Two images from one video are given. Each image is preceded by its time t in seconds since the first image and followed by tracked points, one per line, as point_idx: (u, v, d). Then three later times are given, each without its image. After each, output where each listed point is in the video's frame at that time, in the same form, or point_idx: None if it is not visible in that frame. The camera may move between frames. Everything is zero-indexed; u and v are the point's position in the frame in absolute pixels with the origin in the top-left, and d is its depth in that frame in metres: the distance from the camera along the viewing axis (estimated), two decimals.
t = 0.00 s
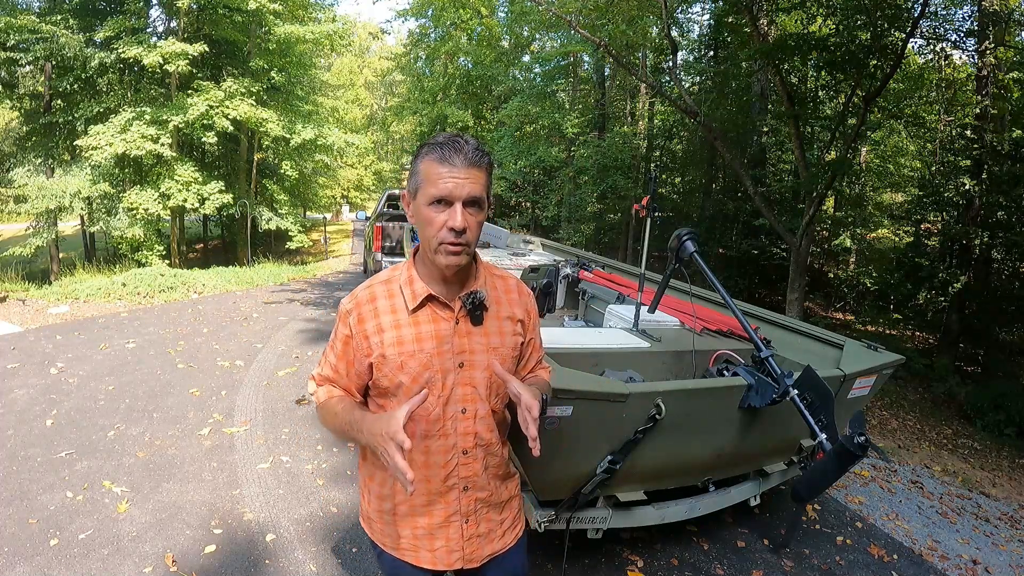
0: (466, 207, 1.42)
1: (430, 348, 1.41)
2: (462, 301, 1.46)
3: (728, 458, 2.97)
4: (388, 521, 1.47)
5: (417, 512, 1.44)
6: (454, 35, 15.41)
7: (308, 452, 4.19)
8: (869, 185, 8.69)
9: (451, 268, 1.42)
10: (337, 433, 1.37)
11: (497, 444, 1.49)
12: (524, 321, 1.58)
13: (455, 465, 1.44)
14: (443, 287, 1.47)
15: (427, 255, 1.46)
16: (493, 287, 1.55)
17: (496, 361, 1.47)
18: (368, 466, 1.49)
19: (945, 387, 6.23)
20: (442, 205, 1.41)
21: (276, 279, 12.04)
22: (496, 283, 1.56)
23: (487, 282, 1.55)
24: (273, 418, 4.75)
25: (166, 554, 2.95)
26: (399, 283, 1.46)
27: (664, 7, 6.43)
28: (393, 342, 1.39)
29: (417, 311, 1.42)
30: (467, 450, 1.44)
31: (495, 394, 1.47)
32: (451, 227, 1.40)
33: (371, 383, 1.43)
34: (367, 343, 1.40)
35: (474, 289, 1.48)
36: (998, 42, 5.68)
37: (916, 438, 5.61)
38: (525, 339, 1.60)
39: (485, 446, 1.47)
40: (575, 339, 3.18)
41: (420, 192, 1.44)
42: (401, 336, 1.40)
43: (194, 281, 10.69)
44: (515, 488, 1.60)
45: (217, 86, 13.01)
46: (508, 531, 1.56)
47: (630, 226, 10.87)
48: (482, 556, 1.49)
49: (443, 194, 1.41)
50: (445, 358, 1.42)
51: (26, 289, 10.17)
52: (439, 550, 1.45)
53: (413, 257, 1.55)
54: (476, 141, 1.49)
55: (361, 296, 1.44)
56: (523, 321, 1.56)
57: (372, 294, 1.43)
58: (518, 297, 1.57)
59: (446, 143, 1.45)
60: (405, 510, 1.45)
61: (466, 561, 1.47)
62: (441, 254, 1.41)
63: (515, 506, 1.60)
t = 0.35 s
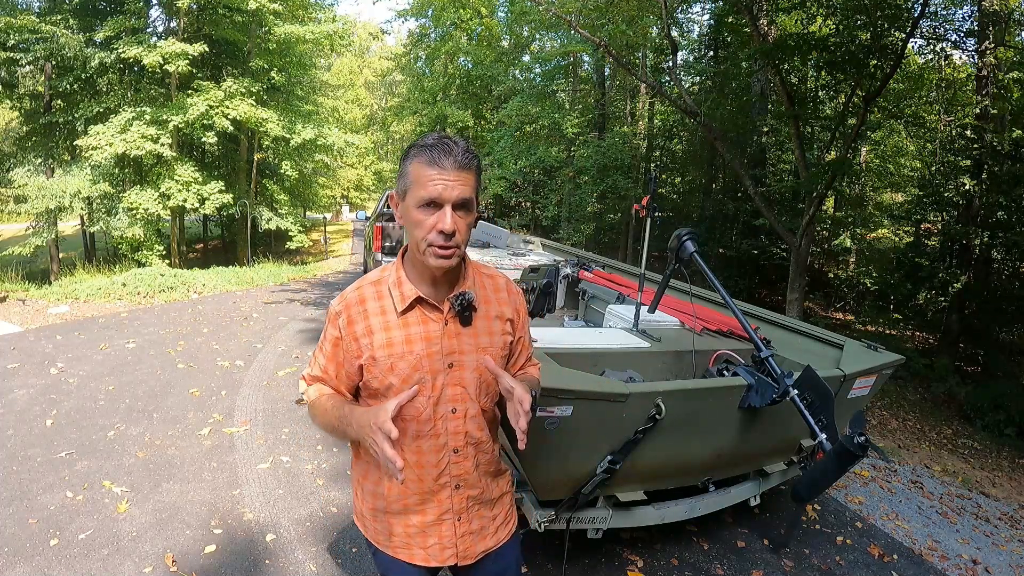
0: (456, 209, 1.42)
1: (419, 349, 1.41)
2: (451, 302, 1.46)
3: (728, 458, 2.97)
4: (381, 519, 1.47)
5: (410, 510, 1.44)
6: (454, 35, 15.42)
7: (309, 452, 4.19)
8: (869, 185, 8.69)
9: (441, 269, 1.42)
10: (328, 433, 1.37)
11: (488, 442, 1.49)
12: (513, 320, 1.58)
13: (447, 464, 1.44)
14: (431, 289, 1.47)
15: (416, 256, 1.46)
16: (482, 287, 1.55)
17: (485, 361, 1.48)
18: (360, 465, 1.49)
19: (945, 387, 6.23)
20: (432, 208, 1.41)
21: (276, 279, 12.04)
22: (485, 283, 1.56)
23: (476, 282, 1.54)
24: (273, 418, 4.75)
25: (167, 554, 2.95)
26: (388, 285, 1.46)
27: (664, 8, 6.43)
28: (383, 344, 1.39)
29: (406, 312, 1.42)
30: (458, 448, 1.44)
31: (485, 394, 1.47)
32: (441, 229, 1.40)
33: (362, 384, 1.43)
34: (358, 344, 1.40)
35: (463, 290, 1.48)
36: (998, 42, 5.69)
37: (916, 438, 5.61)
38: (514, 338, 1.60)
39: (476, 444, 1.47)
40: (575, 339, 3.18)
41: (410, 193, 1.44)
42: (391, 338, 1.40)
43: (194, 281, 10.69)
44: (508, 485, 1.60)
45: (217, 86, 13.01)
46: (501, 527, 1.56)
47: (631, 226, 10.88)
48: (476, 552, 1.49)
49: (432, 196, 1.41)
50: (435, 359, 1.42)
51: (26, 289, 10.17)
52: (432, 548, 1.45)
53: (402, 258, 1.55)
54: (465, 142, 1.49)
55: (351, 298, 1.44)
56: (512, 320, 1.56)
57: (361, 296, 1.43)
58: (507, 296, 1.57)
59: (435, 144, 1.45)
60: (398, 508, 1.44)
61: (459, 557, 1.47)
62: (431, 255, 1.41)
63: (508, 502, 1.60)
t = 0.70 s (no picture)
0: (460, 208, 1.42)
1: (418, 348, 1.41)
2: (450, 300, 1.45)
3: (728, 458, 2.97)
4: (379, 517, 1.46)
5: (409, 508, 1.44)
6: (454, 35, 15.42)
7: (309, 452, 4.19)
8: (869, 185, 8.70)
9: (443, 267, 1.42)
10: (327, 431, 1.36)
11: (486, 439, 1.49)
12: (511, 318, 1.58)
13: (445, 461, 1.44)
14: (431, 287, 1.47)
15: (418, 255, 1.46)
16: (481, 285, 1.55)
17: (484, 358, 1.48)
18: (358, 464, 1.49)
19: (945, 387, 6.22)
20: (435, 205, 1.41)
21: (276, 279, 12.05)
22: (484, 281, 1.56)
23: (475, 280, 1.55)
24: (273, 418, 4.75)
25: (167, 554, 2.95)
26: (386, 283, 1.45)
27: (664, 8, 6.43)
28: (383, 342, 1.39)
29: (405, 311, 1.42)
30: (457, 445, 1.44)
31: (484, 391, 1.48)
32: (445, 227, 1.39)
33: (360, 383, 1.43)
34: (357, 342, 1.40)
35: (462, 288, 1.48)
36: (998, 42, 5.69)
37: (916, 438, 5.61)
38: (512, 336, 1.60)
39: (475, 441, 1.47)
40: (575, 339, 3.18)
41: (413, 191, 1.44)
42: (390, 335, 1.40)
43: (194, 281, 10.69)
44: (506, 482, 1.60)
45: (217, 86, 13.01)
46: (500, 525, 1.56)
47: (630, 226, 10.87)
48: (475, 550, 1.50)
49: (436, 194, 1.41)
50: (434, 357, 1.42)
51: (26, 289, 10.17)
52: (432, 545, 1.45)
53: (402, 256, 1.54)
54: (469, 142, 1.50)
55: (349, 297, 1.43)
56: (510, 318, 1.56)
57: (360, 295, 1.42)
58: (505, 294, 1.58)
59: (438, 144, 1.45)
60: (397, 506, 1.44)
61: (458, 554, 1.47)
62: (435, 253, 1.41)
63: (506, 499, 1.60)
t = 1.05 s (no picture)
0: (465, 207, 1.43)
1: (422, 346, 1.41)
2: (453, 298, 1.46)
3: (728, 458, 2.97)
4: (380, 518, 1.46)
5: (410, 508, 1.44)
6: (454, 35, 15.42)
7: (309, 452, 4.19)
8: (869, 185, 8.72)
9: (447, 266, 1.42)
10: (329, 429, 1.35)
11: (487, 438, 1.49)
12: (511, 317, 1.58)
13: (447, 460, 1.44)
14: (434, 285, 1.46)
15: (422, 253, 1.46)
16: (483, 284, 1.55)
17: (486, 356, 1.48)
18: (359, 463, 1.49)
19: (945, 387, 6.22)
20: (441, 204, 1.41)
21: (276, 279, 12.04)
22: (485, 280, 1.57)
23: (477, 279, 1.55)
24: (273, 418, 4.75)
25: (167, 554, 2.95)
26: (389, 282, 1.45)
27: (664, 8, 6.42)
28: (386, 340, 1.39)
29: (409, 308, 1.42)
30: (459, 444, 1.44)
31: (486, 389, 1.48)
32: (450, 225, 1.40)
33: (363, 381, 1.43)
34: (360, 340, 1.40)
35: (465, 287, 1.48)
36: (998, 42, 5.69)
37: (916, 438, 5.61)
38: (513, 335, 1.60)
39: (476, 439, 1.47)
40: (575, 339, 3.18)
41: (418, 189, 1.44)
42: (394, 333, 1.40)
43: (194, 281, 10.69)
44: (506, 482, 1.60)
45: (217, 86, 13.01)
46: (500, 525, 1.56)
47: (630, 226, 10.87)
48: (475, 550, 1.50)
49: (442, 192, 1.41)
50: (437, 356, 1.42)
51: (26, 289, 10.17)
52: (433, 545, 1.45)
53: (405, 254, 1.54)
54: (473, 142, 1.50)
55: (352, 294, 1.43)
56: (511, 317, 1.57)
57: (363, 293, 1.42)
58: (506, 293, 1.58)
59: (443, 143, 1.46)
60: (398, 506, 1.44)
61: (458, 554, 1.47)
62: (439, 252, 1.41)
63: (507, 500, 1.60)
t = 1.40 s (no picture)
0: (468, 208, 1.43)
1: (424, 345, 1.41)
2: (455, 298, 1.46)
3: (728, 458, 2.97)
4: (382, 518, 1.46)
5: (412, 508, 1.44)
6: (454, 35, 15.42)
7: (309, 452, 4.19)
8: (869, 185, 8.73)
9: (450, 266, 1.42)
10: (331, 428, 1.35)
11: (489, 438, 1.49)
12: (513, 318, 1.58)
13: (449, 460, 1.44)
14: (436, 285, 1.46)
15: (424, 253, 1.46)
16: (485, 284, 1.55)
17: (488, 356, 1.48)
18: (361, 463, 1.49)
19: (945, 387, 6.22)
20: (444, 204, 1.41)
21: (276, 279, 12.05)
22: (487, 281, 1.57)
23: (479, 280, 1.55)
24: (274, 418, 4.75)
25: (166, 554, 2.95)
26: (392, 281, 1.45)
27: (664, 7, 6.42)
28: (389, 339, 1.39)
29: (411, 308, 1.42)
30: (461, 444, 1.44)
31: (488, 389, 1.48)
32: (453, 225, 1.40)
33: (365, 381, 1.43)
34: (363, 339, 1.40)
35: (467, 286, 1.49)
36: (998, 42, 5.69)
37: (916, 438, 5.61)
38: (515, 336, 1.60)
39: (478, 439, 1.47)
40: (575, 339, 3.18)
41: (420, 189, 1.44)
42: (396, 333, 1.40)
43: (194, 281, 10.69)
44: (508, 484, 1.60)
45: (217, 86, 13.01)
46: (502, 527, 1.56)
47: (630, 226, 10.87)
48: (476, 551, 1.49)
49: (445, 192, 1.41)
50: (439, 355, 1.42)
51: (26, 289, 10.16)
52: (434, 546, 1.45)
53: (407, 254, 1.54)
54: (476, 142, 1.50)
55: (354, 293, 1.43)
56: (512, 317, 1.56)
57: (365, 293, 1.42)
58: (508, 294, 1.58)
59: (445, 143, 1.46)
60: (399, 506, 1.44)
61: (460, 555, 1.47)
62: (442, 251, 1.41)
63: (508, 502, 1.59)
